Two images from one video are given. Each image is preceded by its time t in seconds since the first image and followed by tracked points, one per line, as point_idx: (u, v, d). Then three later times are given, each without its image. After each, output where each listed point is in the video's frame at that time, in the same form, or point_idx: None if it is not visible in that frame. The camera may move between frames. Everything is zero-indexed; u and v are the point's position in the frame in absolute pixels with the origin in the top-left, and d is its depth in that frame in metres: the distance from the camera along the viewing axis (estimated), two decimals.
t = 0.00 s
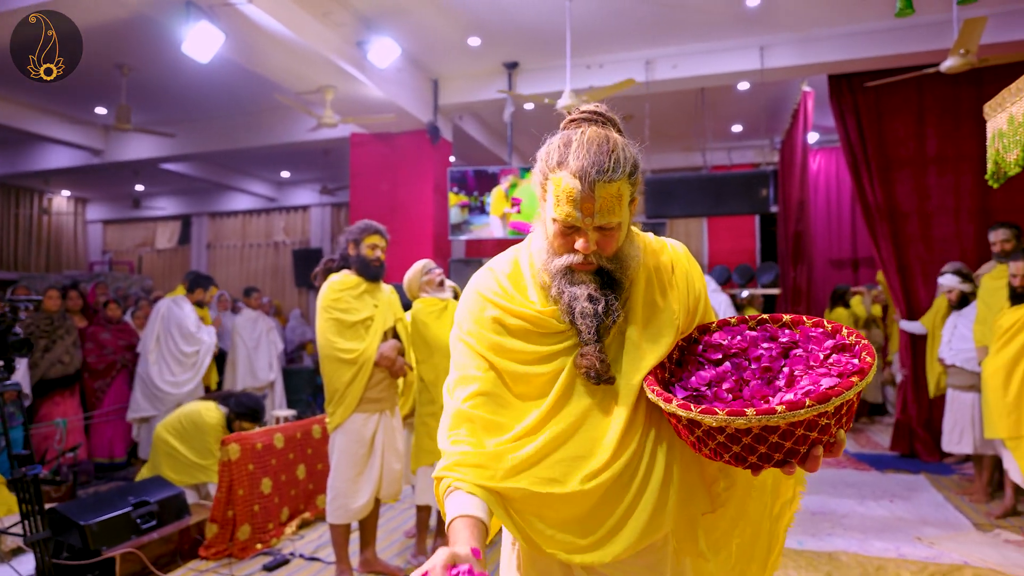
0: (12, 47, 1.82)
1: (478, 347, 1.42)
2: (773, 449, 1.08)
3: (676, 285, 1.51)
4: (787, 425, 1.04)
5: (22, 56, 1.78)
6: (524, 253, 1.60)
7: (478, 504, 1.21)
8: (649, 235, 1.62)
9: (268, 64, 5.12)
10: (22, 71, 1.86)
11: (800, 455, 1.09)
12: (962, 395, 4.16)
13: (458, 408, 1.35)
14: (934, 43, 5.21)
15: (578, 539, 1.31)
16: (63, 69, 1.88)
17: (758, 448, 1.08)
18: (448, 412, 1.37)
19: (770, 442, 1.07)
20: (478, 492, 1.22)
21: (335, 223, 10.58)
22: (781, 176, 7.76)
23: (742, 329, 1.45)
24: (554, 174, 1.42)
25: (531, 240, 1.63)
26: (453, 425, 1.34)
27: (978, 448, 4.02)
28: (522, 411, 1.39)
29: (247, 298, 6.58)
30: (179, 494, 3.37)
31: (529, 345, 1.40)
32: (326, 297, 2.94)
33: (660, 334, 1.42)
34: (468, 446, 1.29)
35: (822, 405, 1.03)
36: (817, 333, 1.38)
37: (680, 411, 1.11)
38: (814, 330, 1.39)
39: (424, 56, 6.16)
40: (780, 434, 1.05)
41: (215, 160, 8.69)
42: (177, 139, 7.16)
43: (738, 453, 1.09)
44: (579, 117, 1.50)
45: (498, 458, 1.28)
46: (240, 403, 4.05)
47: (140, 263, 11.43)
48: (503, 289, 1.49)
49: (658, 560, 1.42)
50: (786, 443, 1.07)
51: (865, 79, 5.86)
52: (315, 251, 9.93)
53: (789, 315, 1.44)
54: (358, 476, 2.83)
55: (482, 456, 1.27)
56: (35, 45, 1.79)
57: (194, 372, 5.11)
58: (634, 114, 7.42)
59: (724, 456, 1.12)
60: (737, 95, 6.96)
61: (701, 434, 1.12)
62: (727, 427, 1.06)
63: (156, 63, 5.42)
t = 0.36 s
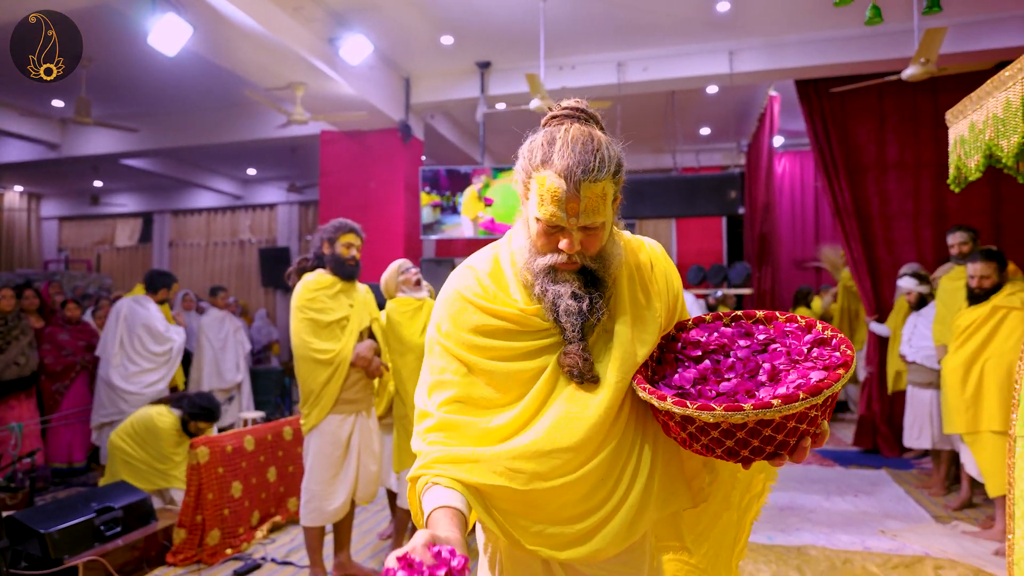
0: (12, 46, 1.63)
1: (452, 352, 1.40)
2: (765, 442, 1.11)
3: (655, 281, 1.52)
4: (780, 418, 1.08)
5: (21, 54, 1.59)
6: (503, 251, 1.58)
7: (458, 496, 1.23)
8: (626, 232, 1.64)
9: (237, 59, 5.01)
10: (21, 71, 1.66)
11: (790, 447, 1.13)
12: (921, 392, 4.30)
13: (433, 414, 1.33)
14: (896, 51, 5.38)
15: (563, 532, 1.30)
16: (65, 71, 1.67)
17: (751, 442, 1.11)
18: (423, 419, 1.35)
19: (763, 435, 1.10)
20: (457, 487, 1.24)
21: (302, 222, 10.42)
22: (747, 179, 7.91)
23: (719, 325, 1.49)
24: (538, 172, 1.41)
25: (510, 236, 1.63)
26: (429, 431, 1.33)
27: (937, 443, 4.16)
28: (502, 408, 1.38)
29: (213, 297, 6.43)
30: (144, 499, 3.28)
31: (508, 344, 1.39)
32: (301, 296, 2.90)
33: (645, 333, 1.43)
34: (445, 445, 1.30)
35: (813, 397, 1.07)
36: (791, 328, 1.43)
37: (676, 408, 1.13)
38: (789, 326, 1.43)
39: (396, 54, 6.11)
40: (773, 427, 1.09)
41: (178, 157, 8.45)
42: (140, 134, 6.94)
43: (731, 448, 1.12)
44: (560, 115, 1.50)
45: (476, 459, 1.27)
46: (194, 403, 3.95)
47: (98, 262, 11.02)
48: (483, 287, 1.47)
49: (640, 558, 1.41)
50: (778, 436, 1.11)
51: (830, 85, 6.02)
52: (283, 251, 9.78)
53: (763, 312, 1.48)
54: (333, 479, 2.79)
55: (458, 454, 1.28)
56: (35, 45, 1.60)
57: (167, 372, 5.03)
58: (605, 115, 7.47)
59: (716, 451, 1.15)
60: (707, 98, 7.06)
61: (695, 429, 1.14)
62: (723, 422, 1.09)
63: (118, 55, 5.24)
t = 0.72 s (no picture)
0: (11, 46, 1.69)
1: (434, 356, 1.32)
2: (753, 435, 1.08)
3: (638, 276, 1.46)
4: (769, 409, 1.05)
5: (21, 55, 1.66)
6: (485, 248, 1.51)
7: (443, 495, 1.17)
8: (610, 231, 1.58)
9: (211, 54, 4.92)
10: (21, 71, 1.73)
11: (777, 439, 1.10)
12: (890, 390, 4.41)
13: (418, 417, 1.27)
14: (866, 58, 5.52)
15: (551, 530, 1.28)
16: (64, 70, 1.75)
17: (739, 435, 1.08)
18: (407, 423, 1.30)
19: (751, 427, 1.07)
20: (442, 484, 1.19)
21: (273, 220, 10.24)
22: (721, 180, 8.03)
23: (700, 322, 1.44)
24: (522, 165, 1.34)
25: (493, 234, 1.55)
26: (413, 434, 1.26)
27: (905, 440, 4.28)
28: (485, 407, 1.32)
29: (184, 297, 6.30)
30: (114, 504, 3.19)
31: (494, 344, 1.33)
32: (281, 296, 2.86)
33: (631, 328, 1.38)
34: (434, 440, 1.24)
35: (802, 387, 1.04)
36: (773, 323, 1.38)
37: (664, 402, 1.09)
38: (770, 321, 1.38)
39: (372, 51, 6.05)
40: (762, 419, 1.06)
41: (146, 153, 8.24)
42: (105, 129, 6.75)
43: (719, 441, 1.09)
44: (543, 108, 1.42)
45: (460, 461, 1.22)
46: (150, 400, 3.93)
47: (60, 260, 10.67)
48: (466, 286, 1.40)
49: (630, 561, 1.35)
50: (766, 428, 1.08)
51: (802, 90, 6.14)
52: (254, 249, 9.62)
53: (744, 308, 1.43)
54: (315, 480, 2.76)
55: (444, 451, 1.22)
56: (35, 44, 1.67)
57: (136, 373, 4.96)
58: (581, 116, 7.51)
59: (703, 445, 1.11)
60: (682, 101, 7.15)
61: (683, 423, 1.10)
62: (712, 415, 1.06)
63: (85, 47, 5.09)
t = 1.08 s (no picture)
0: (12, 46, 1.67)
1: (430, 363, 1.26)
2: (752, 432, 1.09)
3: (626, 276, 1.43)
4: (767, 407, 1.06)
5: (21, 55, 1.63)
6: (470, 251, 1.46)
7: (432, 545, 1.11)
8: (598, 231, 1.54)
9: (187, 50, 4.82)
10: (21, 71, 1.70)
11: (774, 434, 1.11)
12: (865, 389, 4.50)
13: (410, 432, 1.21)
14: (842, 63, 5.62)
15: (542, 540, 1.19)
16: (64, 70, 1.71)
17: (738, 432, 1.09)
18: (398, 437, 1.24)
19: (749, 425, 1.08)
20: (431, 530, 1.12)
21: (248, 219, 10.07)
22: (698, 182, 8.12)
23: (686, 317, 1.39)
24: (509, 168, 1.30)
25: (479, 236, 1.50)
26: (405, 450, 1.21)
27: (878, 438, 4.37)
28: (476, 416, 1.26)
29: (157, 297, 6.17)
30: (86, 510, 3.07)
31: (487, 351, 1.27)
32: (263, 296, 2.81)
33: (622, 331, 1.34)
34: (417, 479, 1.18)
35: (799, 384, 1.05)
36: (758, 315, 1.33)
37: (663, 405, 1.08)
38: (755, 313, 1.34)
39: (351, 49, 5.99)
40: (760, 416, 1.06)
41: (117, 149, 8.04)
42: (75, 125, 6.55)
43: (718, 439, 1.10)
44: (525, 108, 1.38)
45: (451, 479, 1.17)
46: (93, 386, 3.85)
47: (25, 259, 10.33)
48: (456, 293, 1.34)
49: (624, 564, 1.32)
50: (764, 424, 1.08)
51: (780, 93, 6.22)
52: (229, 248, 9.46)
53: (729, 302, 1.38)
54: (297, 483, 2.74)
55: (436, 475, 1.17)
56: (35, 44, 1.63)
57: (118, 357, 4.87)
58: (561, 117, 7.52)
59: (702, 445, 1.12)
60: (660, 103, 7.21)
61: (682, 424, 1.10)
62: (712, 415, 1.06)
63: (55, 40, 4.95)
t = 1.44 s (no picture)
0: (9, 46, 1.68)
1: (410, 369, 1.23)
2: (746, 431, 1.10)
3: (617, 273, 1.42)
4: (762, 405, 1.06)
5: (20, 55, 1.65)
6: (458, 246, 1.44)
7: (422, 513, 1.10)
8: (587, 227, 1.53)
9: (160, 43, 4.71)
10: (19, 71, 1.72)
11: (768, 434, 1.12)
12: (839, 387, 4.59)
13: (393, 436, 1.19)
14: (818, 66, 5.71)
15: (536, 540, 1.20)
16: (64, 70, 1.76)
17: (733, 431, 1.09)
18: (377, 444, 1.21)
19: (743, 424, 1.08)
20: (423, 502, 1.11)
21: (221, 217, 9.89)
22: (675, 182, 8.19)
23: (675, 317, 1.39)
24: (503, 161, 1.29)
25: (468, 231, 1.48)
26: (388, 453, 1.19)
27: (852, 435, 4.46)
28: (462, 417, 1.24)
29: (128, 296, 6.02)
30: (57, 514, 2.95)
31: (473, 350, 1.26)
32: (242, 295, 2.77)
33: (615, 327, 1.33)
34: (411, 463, 1.17)
35: (794, 383, 1.06)
36: (748, 317, 1.34)
37: (658, 403, 1.08)
38: (745, 314, 1.35)
39: (329, 45, 5.92)
40: (755, 415, 1.07)
41: (84, 145, 7.83)
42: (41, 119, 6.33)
43: (712, 439, 1.10)
44: (518, 99, 1.37)
45: (438, 479, 1.16)
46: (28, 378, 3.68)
47: None
48: (443, 289, 1.32)
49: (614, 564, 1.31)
50: (758, 423, 1.09)
51: (758, 96, 6.30)
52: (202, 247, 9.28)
53: (718, 302, 1.39)
54: (277, 486, 2.70)
55: (434, 469, 1.16)
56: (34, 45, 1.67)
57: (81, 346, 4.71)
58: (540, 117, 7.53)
59: (695, 444, 1.12)
60: (638, 103, 7.25)
61: (676, 423, 1.10)
62: (707, 414, 1.06)
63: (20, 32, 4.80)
